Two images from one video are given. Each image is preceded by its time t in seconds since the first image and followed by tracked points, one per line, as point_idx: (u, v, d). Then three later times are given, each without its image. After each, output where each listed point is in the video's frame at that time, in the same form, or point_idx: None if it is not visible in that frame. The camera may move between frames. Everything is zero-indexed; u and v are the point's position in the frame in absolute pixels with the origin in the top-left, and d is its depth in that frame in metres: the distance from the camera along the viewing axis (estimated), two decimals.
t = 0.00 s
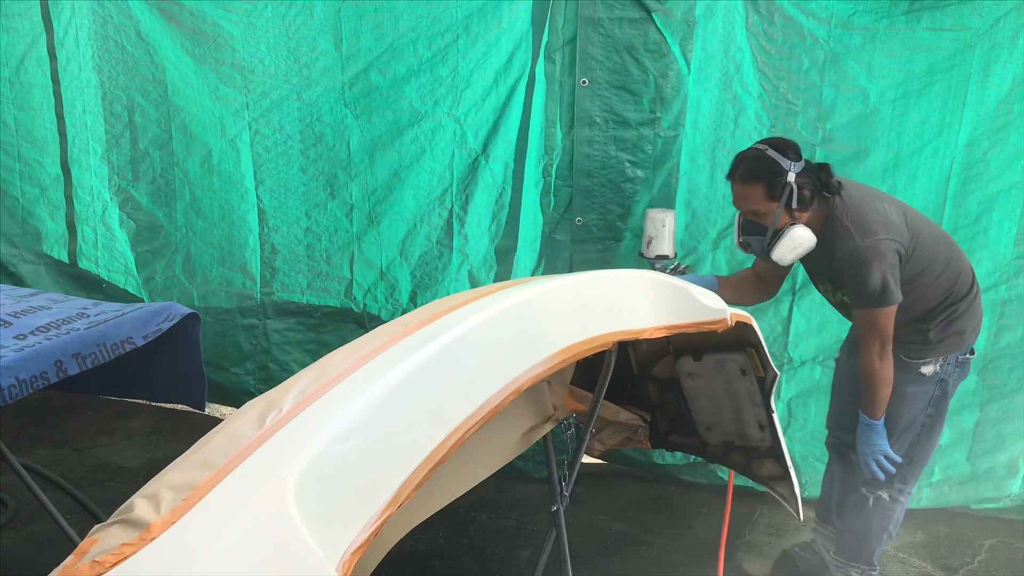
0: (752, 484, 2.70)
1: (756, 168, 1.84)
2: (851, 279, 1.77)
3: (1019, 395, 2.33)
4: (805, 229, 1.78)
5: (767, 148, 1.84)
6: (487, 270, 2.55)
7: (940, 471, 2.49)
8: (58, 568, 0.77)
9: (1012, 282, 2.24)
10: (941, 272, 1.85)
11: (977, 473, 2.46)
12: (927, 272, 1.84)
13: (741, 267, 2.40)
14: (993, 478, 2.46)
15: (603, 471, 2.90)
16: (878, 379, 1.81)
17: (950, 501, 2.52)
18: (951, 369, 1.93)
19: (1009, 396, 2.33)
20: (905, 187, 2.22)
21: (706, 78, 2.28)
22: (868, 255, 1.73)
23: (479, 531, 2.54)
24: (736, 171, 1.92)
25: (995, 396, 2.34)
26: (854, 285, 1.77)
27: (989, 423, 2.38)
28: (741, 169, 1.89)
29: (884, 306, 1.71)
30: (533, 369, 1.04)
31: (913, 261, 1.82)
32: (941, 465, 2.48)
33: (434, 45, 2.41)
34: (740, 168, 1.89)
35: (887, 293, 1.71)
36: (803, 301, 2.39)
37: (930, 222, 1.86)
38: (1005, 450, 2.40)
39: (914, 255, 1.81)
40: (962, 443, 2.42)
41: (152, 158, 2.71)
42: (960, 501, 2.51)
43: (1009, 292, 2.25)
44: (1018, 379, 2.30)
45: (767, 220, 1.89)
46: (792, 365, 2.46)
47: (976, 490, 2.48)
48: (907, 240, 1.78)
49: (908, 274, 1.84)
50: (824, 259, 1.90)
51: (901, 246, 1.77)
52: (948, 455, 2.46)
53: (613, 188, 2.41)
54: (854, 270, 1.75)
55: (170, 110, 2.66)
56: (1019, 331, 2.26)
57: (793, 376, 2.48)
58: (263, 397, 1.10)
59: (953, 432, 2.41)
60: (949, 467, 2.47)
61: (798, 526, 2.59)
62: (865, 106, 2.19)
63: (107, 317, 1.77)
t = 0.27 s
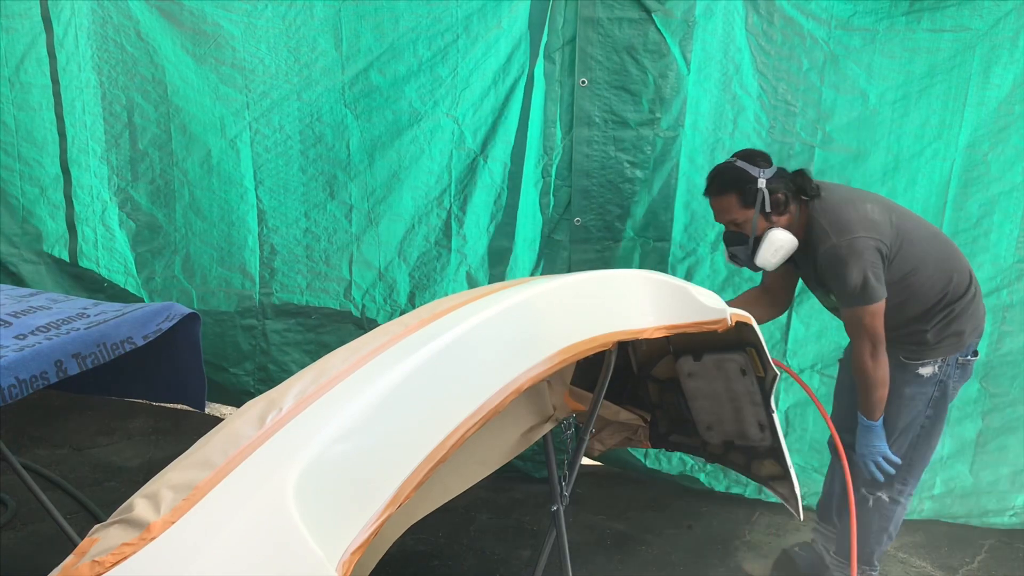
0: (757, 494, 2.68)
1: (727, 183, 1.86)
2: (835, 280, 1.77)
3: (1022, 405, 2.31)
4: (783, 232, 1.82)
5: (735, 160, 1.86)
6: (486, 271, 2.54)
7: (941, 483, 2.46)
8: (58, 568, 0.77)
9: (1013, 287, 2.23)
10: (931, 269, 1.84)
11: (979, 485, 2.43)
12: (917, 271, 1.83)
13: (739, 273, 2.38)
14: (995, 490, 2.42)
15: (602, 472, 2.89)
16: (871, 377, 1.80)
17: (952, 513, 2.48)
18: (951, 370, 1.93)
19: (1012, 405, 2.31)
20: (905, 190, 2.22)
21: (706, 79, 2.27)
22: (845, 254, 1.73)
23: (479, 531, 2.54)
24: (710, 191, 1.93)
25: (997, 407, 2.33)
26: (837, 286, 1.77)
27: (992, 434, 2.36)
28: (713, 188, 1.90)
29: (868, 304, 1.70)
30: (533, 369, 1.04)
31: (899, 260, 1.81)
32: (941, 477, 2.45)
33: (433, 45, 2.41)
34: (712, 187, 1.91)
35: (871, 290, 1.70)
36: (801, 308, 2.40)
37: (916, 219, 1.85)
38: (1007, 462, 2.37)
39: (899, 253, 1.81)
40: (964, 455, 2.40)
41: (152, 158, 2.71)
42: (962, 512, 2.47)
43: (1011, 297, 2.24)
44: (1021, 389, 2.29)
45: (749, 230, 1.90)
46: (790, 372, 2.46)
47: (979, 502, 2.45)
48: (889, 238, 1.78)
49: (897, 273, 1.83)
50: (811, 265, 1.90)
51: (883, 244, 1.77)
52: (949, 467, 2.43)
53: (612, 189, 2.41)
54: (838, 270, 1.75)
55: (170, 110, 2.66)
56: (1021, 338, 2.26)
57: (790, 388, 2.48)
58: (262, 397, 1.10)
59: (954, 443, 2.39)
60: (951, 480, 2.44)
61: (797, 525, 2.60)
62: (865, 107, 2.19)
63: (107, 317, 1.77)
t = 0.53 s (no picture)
0: (755, 496, 2.67)
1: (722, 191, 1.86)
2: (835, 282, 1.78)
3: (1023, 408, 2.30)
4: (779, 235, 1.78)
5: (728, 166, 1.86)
6: (486, 271, 2.54)
7: (941, 484, 2.46)
8: (57, 568, 0.77)
9: (1016, 293, 2.23)
10: (929, 268, 1.85)
11: (980, 486, 2.42)
12: (914, 270, 1.84)
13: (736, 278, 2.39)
14: (996, 489, 2.42)
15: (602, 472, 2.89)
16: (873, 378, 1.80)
17: (952, 513, 2.48)
18: (951, 370, 1.91)
19: (1014, 409, 2.31)
20: (907, 194, 2.22)
21: (706, 79, 2.27)
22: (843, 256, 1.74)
23: (479, 531, 2.54)
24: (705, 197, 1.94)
25: (999, 409, 2.32)
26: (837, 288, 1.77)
27: (993, 437, 2.35)
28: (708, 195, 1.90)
29: (867, 305, 1.70)
30: (533, 369, 1.04)
31: (898, 260, 1.83)
32: (941, 478, 2.45)
33: (434, 45, 2.41)
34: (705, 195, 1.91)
35: (869, 291, 1.71)
36: (799, 317, 2.40)
37: (913, 219, 1.87)
38: (1008, 465, 2.37)
39: (897, 253, 1.83)
40: (965, 457, 2.40)
41: (152, 158, 2.71)
42: (962, 514, 2.47)
43: (1014, 302, 2.24)
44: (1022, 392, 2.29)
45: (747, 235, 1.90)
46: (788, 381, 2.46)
47: (979, 504, 2.45)
48: (886, 239, 1.80)
49: (896, 273, 1.85)
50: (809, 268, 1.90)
51: (878, 244, 1.78)
52: (950, 469, 2.43)
53: (612, 189, 2.41)
54: (838, 271, 1.76)
55: (170, 110, 2.66)
56: None
57: (788, 396, 2.48)
58: (263, 396, 1.10)
59: (955, 446, 2.39)
60: (951, 481, 2.44)
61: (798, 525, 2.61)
62: (865, 110, 2.19)
63: (107, 317, 1.77)
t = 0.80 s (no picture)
0: (757, 497, 2.67)
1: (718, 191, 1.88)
2: (830, 281, 1.78)
3: None
4: (772, 238, 1.86)
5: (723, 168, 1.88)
6: (486, 271, 2.54)
7: (942, 484, 2.45)
8: (58, 568, 0.77)
9: (1017, 291, 2.23)
10: (926, 267, 1.85)
11: (980, 487, 2.42)
12: (911, 269, 1.84)
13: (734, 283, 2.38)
14: (996, 489, 2.42)
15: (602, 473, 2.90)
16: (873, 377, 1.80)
17: (952, 513, 2.48)
18: (950, 369, 1.92)
19: (1015, 408, 2.31)
20: (908, 195, 2.22)
21: (705, 80, 2.27)
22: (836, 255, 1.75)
23: (479, 531, 2.54)
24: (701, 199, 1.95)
25: (1000, 409, 2.32)
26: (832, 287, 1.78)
27: (993, 438, 2.35)
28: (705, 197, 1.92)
29: (862, 305, 1.70)
30: (533, 369, 1.04)
31: (893, 259, 1.83)
32: (942, 479, 2.45)
33: (434, 44, 2.41)
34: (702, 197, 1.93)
35: (864, 290, 1.71)
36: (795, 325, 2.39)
37: (909, 218, 1.86)
38: (1008, 464, 2.38)
39: (893, 253, 1.82)
40: (966, 457, 2.40)
41: (152, 157, 2.72)
42: (963, 514, 2.47)
43: (1014, 301, 2.24)
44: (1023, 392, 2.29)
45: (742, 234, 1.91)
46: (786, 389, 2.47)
47: (980, 504, 2.45)
48: (881, 238, 1.79)
49: (893, 272, 1.84)
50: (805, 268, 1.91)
51: (874, 244, 1.77)
52: (951, 469, 2.42)
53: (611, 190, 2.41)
54: (833, 270, 1.76)
55: (170, 110, 2.65)
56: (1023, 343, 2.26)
57: (787, 405, 2.49)
58: (263, 396, 1.10)
59: (956, 445, 2.39)
60: (953, 481, 2.44)
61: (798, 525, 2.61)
62: (864, 112, 2.19)
63: (107, 317, 1.77)
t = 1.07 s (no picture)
0: (756, 496, 2.69)
1: (743, 118, 1.85)
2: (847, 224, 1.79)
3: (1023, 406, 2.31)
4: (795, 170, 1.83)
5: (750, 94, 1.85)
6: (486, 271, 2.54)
7: (942, 484, 2.46)
8: (58, 568, 0.77)
9: (1016, 289, 2.23)
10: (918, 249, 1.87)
11: (980, 486, 2.43)
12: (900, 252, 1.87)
13: (733, 282, 2.40)
14: (996, 488, 2.42)
15: (603, 472, 2.90)
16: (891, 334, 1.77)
17: (952, 513, 2.48)
18: (934, 362, 1.93)
19: (1014, 405, 2.31)
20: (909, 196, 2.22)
21: (703, 80, 2.27)
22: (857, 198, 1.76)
23: (479, 531, 2.54)
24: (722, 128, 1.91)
25: (1000, 407, 2.33)
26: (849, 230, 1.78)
27: (993, 436, 2.36)
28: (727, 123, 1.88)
29: (885, 248, 1.72)
30: (533, 369, 1.04)
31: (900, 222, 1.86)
32: (943, 477, 2.45)
33: (432, 45, 2.41)
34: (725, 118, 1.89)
35: (884, 235, 1.73)
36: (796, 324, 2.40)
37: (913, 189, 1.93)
38: (1007, 462, 2.38)
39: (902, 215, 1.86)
40: (966, 456, 2.40)
41: (150, 158, 2.71)
42: (963, 513, 2.48)
43: (1013, 299, 2.24)
44: (1021, 389, 2.30)
45: (758, 169, 1.88)
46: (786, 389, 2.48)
47: (980, 503, 2.45)
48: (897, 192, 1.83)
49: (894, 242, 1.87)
50: (817, 217, 1.90)
51: (892, 193, 1.81)
52: (952, 468, 2.43)
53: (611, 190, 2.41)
54: (850, 215, 1.77)
55: (168, 110, 2.65)
56: (1022, 341, 2.26)
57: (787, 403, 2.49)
58: (263, 396, 1.10)
59: (955, 444, 2.39)
60: (953, 481, 2.44)
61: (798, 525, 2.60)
62: (864, 112, 2.19)
63: (107, 317, 1.77)
